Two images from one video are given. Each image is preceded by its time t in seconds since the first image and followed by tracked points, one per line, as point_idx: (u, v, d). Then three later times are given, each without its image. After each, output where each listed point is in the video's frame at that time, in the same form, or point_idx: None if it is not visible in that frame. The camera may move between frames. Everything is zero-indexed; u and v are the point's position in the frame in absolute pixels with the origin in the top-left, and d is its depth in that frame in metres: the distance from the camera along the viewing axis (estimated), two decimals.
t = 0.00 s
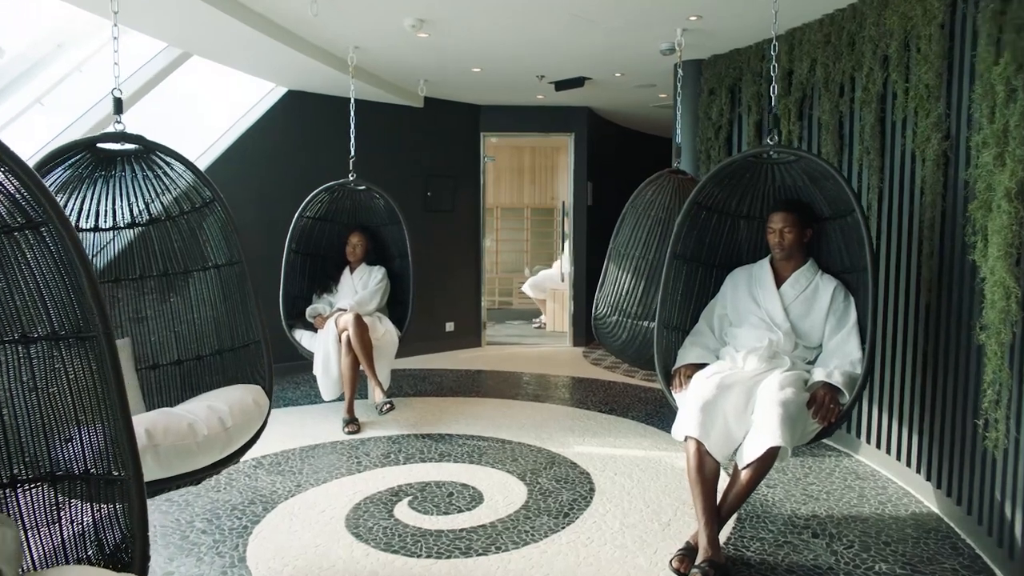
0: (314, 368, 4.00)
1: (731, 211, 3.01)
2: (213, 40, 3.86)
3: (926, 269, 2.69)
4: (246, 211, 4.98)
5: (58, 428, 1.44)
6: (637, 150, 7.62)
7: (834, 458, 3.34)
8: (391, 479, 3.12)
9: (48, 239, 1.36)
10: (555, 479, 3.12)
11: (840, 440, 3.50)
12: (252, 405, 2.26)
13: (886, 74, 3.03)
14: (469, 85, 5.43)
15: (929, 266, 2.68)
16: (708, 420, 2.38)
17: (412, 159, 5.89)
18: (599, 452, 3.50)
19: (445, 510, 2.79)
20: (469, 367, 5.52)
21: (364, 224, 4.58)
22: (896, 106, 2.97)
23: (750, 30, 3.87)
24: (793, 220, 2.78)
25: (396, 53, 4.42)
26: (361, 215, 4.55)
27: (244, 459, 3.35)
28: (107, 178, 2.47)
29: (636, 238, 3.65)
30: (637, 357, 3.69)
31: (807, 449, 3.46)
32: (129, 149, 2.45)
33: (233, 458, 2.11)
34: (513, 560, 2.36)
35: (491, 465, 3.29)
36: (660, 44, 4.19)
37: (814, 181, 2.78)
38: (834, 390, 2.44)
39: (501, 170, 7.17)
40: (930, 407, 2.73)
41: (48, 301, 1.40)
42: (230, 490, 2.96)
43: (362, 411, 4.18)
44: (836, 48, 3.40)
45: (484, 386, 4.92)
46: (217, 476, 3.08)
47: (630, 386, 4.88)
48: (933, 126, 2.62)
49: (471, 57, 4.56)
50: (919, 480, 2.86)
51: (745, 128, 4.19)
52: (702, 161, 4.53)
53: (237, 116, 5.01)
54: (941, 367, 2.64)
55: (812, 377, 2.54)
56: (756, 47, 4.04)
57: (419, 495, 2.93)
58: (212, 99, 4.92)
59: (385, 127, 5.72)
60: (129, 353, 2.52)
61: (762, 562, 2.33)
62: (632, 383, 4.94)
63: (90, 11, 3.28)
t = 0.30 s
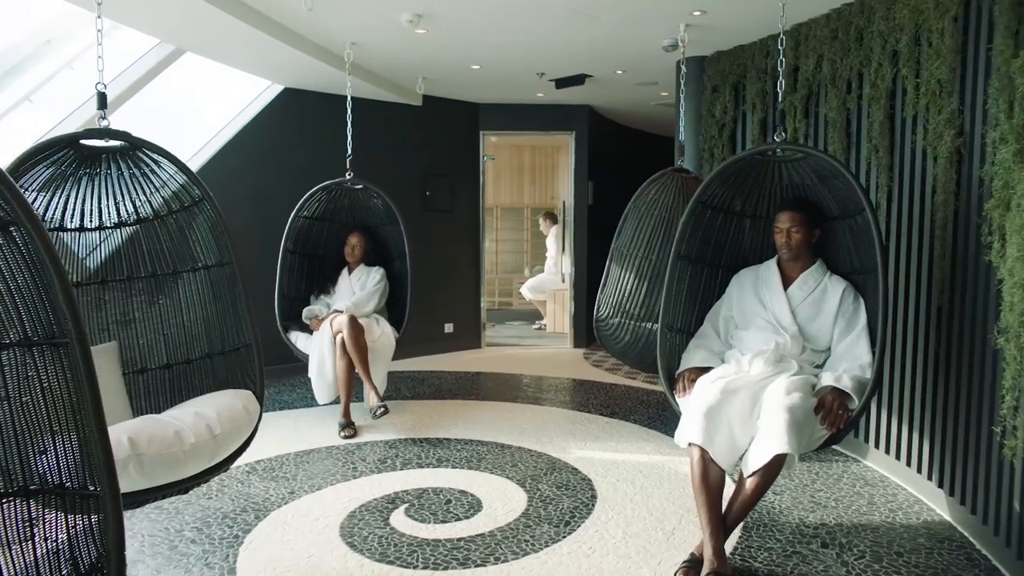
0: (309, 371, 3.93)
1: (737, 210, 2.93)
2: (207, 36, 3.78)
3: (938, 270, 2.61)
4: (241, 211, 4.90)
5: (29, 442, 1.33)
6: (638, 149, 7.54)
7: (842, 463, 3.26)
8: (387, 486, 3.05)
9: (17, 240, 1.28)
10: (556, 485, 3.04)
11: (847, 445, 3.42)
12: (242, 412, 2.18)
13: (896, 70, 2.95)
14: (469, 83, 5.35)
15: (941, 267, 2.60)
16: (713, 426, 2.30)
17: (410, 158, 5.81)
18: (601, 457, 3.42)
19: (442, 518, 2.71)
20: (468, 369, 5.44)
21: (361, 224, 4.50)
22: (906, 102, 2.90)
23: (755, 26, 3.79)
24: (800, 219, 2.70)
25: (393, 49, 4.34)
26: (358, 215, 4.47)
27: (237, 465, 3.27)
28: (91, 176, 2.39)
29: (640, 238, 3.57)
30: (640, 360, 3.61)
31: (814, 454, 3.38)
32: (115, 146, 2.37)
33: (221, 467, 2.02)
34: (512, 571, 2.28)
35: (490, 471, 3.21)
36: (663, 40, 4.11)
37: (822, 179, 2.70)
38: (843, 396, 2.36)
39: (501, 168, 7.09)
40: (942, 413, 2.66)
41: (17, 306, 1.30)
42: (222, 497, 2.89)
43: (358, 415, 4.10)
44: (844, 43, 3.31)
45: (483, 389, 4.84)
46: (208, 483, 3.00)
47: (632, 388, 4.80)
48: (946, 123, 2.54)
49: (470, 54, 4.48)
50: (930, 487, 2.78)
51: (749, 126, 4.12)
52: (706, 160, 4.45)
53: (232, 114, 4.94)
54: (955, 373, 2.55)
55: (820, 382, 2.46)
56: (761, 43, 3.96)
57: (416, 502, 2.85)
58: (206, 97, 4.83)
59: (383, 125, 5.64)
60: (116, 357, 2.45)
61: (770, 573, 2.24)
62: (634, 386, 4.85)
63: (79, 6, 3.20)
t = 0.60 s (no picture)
0: (300, 373, 3.84)
1: (741, 208, 2.84)
2: (198, 29, 3.68)
3: (951, 270, 2.52)
4: (234, 209, 4.82)
5: None
6: (638, 147, 7.46)
7: (848, 468, 3.17)
8: (380, 492, 2.96)
9: None
10: (554, 491, 2.95)
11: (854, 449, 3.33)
12: (225, 417, 2.09)
13: (905, 63, 2.86)
14: (467, 79, 5.25)
15: (954, 267, 2.51)
16: (718, 432, 2.21)
17: (407, 156, 5.71)
18: (600, 461, 3.33)
19: (436, 526, 2.62)
20: (466, 371, 5.35)
21: (356, 223, 4.41)
22: (916, 96, 2.80)
23: (758, 20, 3.70)
24: (807, 217, 2.61)
25: (389, 44, 4.25)
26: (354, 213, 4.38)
27: (226, 470, 3.18)
28: (70, 170, 2.28)
29: (641, 237, 3.47)
30: (640, 362, 3.52)
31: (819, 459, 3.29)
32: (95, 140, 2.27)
33: (203, 475, 1.93)
34: None
35: (486, 477, 3.12)
36: (665, 34, 4.02)
37: (830, 176, 2.61)
38: (853, 401, 2.27)
39: (501, 167, 7.15)
40: (954, 418, 2.57)
41: None
42: (210, 504, 2.79)
43: (352, 418, 4.01)
44: (851, 36, 3.21)
45: (481, 390, 4.75)
46: (195, 489, 2.91)
47: (632, 391, 4.71)
48: (959, 116, 2.44)
49: (467, 49, 4.39)
50: (941, 494, 2.69)
51: (752, 122, 4.03)
52: (708, 157, 4.37)
53: (225, 111, 4.84)
54: (968, 374, 2.46)
55: (829, 386, 2.37)
56: (764, 38, 3.87)
57: (409, 509, 2.76)
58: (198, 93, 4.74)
59: (380, 123, 5.55)
60: (97, 359, 2.35)
61: None
62: (635, 388, 4.76)
63: None
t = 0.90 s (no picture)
0: (290, 377, 3.76)
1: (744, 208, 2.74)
2: (186, 25, 3.58)
3: (963, 272, 2.42)
4: (225, 208, 4.72)
5: None
6: (638, 146, 7.36)
7: (854, 476, 3.08)
8: (370, 501, 2.86)
9: None
10: (550, 501, 2.85)
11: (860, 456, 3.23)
12: (204, 427, 1.98)
13: (913, 58, 2.76)
14: (463, 77, 5.16)
15: (967, 270, 2.41)
16: (721, 443, 2.11)
17: (403, 155, 5.62)
18: (598, 469, 3.23)
19: (428, 538, 2.52)
20: (462, 373, 5.25)
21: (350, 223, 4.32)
22: (925, 92, 2.71)
23: (760, 15, 3.61)
24: (813, 217, 2.52)
25: (383, 39, 4.15)
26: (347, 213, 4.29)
27: (212, 478, 3.09)
28: (42, 169, 2.19)
29: (640, 238, 3.37)
30: (639, 367, 3.42)
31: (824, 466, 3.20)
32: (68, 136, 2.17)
33: (178, 489, 1.83)
34: None
35: (481, 485, 3.03)
36: (665, 29, 3.92)
37: (838, 174, 2.52)
38: (862, 409, 2.18)
39: (499, 166, 7.09)
40: (966, 426, 2.47)
41: None
42: (193, 514, 2.70)
43: (345, 423, 3.92)
44: (857, 31, 3.11)
45: (477, 394, 4.66)
46: (180, 498, 2.82)
47: (632, 394, 4.61)
48: (972, 112, 2.35)
49: (463, 44, 4.29)
50: (952, 504, 2.59)
51: (755, 120, 3.93)
52: (709, 156, 4.27)
53: (216, 109, 4.75)
54: (981, 383, 2.36)
55: (836, 393, 2.27)
56: (767, 33, 3.77)
57: (400, 520, 2.67)
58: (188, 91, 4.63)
59: (375, 121, 5.45)
60: (72, 364, 2.25)
61: None
62: (634, 392, 4.66)
63: None
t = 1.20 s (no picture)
0: (280, 380, 3.67)
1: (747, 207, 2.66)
2: (174, 20, 3.49)
3: (976, 273, 2.34)
4: (217, 208, 4.64)
5: None
6: (638, 145, 7.27)
7: (860, 483, 2.99)
8: (361, 510, 2.77)
9: None
10: (546, 509, 2.76)
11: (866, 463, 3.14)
12: (183, 435, 1.89)
13: (922, 52, 2.67)
14: (459, 74, 5.07)
15: (980, 271, 2.32)
16: (723, 451, 2.03)
17: (399, 153, 5.53)
18: (596, 475, 3.14)
19: (419, 549, 2.43)
20: (459, 375, 5.16)
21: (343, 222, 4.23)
22: (934, 87, 2.62)
23: (762, 10, 3.52)
24: (818, 216, 2.43)
25: (377, 35, 4.06)
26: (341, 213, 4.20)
27: (199, 485, 3.00)
28: (14, 166, 2.10)
29: (638, 238, 3.29)
30: (639, 370, 3.33)
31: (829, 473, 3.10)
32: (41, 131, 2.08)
33: (155, 500, 1.74)
34: None
35: (475, 493, 2.94)
36: (665, 25, 3.84)
37: (844, 171, 2.43)
38: (870, 416, 2.09)
39: (497, 164, 7.04)
40: (978, 433, 2.38)
41: None
42: (178, 523, 2.61)
43: (337, 427, 3.83)
44: (863, 24, 3.02)
45: (474, 396, 4.57)
46: (164, 507, 2.73)
47: (631, 397, 4.52)
48: (984, 107, 2.26)
49: (459, 40, 4.20)
50: (963, 514, 2.50)
51: (757, 117, 3.84)
52: (710, 154, 4.19)
53: (207, 106, 4.66)
54: (995, 388, 2.27)
55: (843, 399, 2.19)
56: (770, 28, 3.68)
57: (391, 530, 2.58)
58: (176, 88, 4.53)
59: (370, 119, 5.37)
60: (48, 369, 2.15)
61: None
62: (634, 394, 4.57)
63: None
